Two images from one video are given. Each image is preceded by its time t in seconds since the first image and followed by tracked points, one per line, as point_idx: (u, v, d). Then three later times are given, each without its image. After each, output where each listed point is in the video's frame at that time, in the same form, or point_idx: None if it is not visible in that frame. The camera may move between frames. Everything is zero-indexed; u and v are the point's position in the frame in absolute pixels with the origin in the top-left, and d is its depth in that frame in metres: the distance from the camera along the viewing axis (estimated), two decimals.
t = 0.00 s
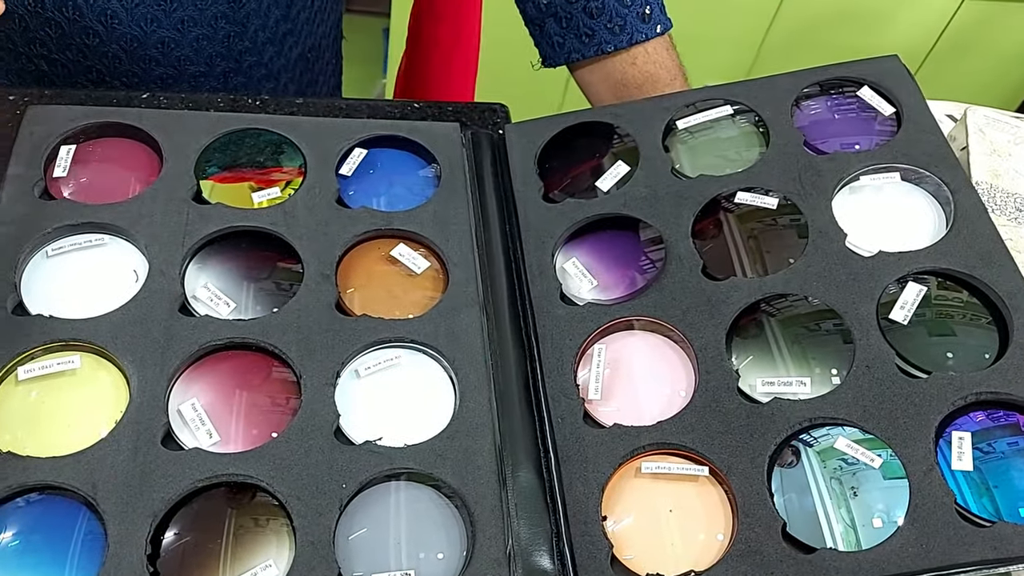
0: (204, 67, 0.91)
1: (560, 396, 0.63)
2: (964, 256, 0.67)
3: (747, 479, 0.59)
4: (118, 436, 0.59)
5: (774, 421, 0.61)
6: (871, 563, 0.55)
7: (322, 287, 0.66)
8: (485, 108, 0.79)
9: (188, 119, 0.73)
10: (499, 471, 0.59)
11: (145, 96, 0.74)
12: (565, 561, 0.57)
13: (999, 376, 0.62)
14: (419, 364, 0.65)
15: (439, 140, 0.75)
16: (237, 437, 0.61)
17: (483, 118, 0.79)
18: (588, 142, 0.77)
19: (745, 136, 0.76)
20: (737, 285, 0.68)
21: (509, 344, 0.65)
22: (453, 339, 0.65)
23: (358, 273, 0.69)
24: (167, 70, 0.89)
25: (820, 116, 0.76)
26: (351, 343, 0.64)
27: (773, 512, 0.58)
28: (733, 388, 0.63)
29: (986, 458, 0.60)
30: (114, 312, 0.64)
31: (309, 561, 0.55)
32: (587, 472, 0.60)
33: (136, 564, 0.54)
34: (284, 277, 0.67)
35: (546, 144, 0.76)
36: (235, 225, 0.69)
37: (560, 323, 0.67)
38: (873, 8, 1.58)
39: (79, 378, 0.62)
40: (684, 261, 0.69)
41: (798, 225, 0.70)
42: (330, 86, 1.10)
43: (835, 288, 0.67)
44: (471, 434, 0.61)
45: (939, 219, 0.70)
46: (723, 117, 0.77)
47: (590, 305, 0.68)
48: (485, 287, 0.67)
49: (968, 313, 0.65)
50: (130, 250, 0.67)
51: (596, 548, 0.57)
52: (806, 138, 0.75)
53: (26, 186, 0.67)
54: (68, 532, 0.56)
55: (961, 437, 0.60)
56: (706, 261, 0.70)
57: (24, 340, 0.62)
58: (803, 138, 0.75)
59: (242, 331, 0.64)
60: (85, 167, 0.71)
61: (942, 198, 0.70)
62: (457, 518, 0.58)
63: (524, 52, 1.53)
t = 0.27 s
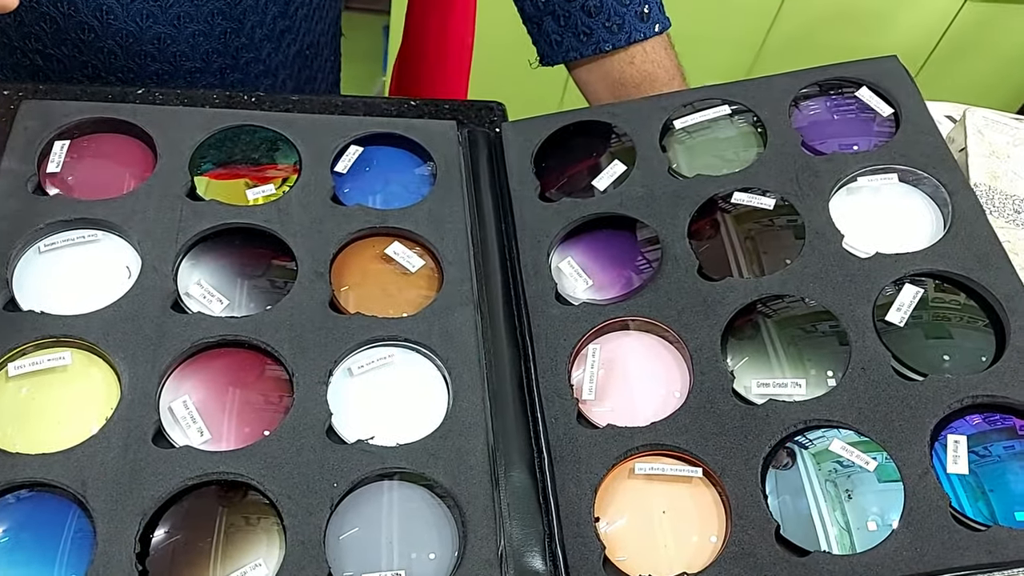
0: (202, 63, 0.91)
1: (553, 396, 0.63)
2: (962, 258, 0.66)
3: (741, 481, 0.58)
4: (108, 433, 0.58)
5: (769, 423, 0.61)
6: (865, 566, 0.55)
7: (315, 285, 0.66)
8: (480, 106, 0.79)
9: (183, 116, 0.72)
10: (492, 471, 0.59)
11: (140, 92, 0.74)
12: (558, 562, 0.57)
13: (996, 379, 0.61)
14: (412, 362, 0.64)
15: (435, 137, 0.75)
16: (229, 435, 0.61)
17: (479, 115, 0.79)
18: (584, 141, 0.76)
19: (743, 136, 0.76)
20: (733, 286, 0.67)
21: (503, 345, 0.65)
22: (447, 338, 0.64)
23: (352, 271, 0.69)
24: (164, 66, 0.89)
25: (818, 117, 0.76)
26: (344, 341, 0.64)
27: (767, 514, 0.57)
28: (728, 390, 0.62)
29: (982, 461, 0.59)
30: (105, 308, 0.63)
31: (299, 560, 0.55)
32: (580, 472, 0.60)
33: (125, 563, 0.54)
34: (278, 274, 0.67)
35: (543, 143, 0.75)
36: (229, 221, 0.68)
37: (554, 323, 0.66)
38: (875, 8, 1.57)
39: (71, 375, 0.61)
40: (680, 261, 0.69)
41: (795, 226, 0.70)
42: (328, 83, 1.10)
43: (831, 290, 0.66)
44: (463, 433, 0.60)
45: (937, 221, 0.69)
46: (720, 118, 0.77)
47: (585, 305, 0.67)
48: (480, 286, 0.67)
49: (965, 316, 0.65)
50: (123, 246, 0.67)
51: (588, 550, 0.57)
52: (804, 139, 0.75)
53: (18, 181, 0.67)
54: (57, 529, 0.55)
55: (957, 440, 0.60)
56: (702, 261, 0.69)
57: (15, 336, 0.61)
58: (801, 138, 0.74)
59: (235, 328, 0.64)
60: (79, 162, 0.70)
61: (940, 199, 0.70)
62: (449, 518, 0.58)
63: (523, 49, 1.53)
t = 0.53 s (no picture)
0: (199, 57, 0.90)
1: (551, 397, 0.62)
2: (966, 258, 0.66)
3: (740, 483, 0.58)
4: (100, 433, 0.58)
5: (769, 424, 0.60)
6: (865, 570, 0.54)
7: (311, 283, 0.65)
8: (480, 103, 0.78)
9: (179, 112, 0.72)
10: (489, 472, 0.58)
11: (136, 88, 0.73)
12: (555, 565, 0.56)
13: (1000, 381, 0.61)
14: (410, 362, 0.64)
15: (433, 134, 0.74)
16: (222, 434, 0.60)
17: (478, 112, 0.78)
18: (584, 138, 0.75)
19: (745, 134, 0.75)
20: (733, 285, 0.67)
21: (501, 345, 0.64)
22: (444, 337, 0.64)
23: (349, 269, 0.68)
24: (161, 60, 0.88)
25: (821, 115, 0.75)
26: (340, 341, 0.63)
27: (767, 517, 0.57)
28: (728, 390, 0.62)
29: (986, 464, 0.58)
30: (99, 306, 0.63)
31: (293, 562, 0.54)
32: (578, 474, 0.59)
33: (117, 564, 0.53)
34: (274, 273, 0.66)
35: (542, 140, 0.74)
36: (225, 219, 0.68)
37: (553, 323, 0.66)
38: (879, 6, 1.57)
39: (65, 373, 0.61)
40: (679, 260, 0.68)
41: (797, 225, 0.69)
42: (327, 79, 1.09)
43: (832, 290, 0.66)
44: (460, 434, 0.60)
45: (940, 220, 0.68)
46: (722, 115, 0.76)
47: (584, 304, 0.67)
48: (478, 285, 0.66)
49: (968, 316, 0.64)
50: (118, 244, 0.66)
51: (586, 552, 0.56)
52: (806, 137, 0.74)
53: (12, 178, 0.66)
54: (50, 529, 0.55)
55: (960, 442, 0.59)
56: (703, 260, 0.69)
57: (7, 335, 0.61)
58: (803, 136, 0.74)
59: (229, 327, 0.63)
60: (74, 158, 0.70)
61: (943, 198, 0.69)
62: (446, 520, 0.57)
63: (524, 45, 1.52)
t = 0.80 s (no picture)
0: (192, 55, 0.89)
1: (546, 400, 0.62)
2: (966, 261, 0.65)
3: (736, 488, 0.57)
4: (90, 435, 0.57)
5: (766, 429, 0.60)
6: None
7: (305, 285, 0.65)
8: (477, 102, 0.77)
9: (172, 111, 0.71)
10: (482, 476, 0.58)
11: (130, 86, 0.73)
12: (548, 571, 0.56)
13: (999, 386, 0.60)
14: (403, 364, 0.63)
15: (429, 135, 0.73)
16: (213, 437, 0.59)
17: (476, 112, 0.77)
18: (581, 138, 0.75)
19: (744, 135, 0.74)
20: (730, 288, 0.66)
21: (496, 345, 0.63)
22: (438, 339, 0.63)
23: (343, 270, 0.68)
24: (154, 58, 0.88)
25: (821, 116, 0.75)
26: (333, 342, 0.63)
27: (763, 522, 0.56)
28: (725, 394, 0.61)
29: (985, 470, 0.58)
30: (90, 307, 0.62)
31: (284, 566, 0.54)
32: (573, 478, 0.59)
33: (105, 568, 0.52)
34: (267, 273, 0.66)
35: (539, 140, 0.74)
36: (219, 219, 0.67)
37: (548, 325, 0.65)
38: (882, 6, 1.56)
39: (55, 375, 0.60)
40: (676, 263, 0.67)
41: (796, 227, 0.69)
42: (324, 77, 1.08)
43: (830, 293, 0.65)
44: (453, 437, 0.59)
45: (941, 223, 0.68)
46: (721, 116, 0.76)
47: (580, 306, 0.66)
48: (473, 285, 0.65)
49: (967, 320, 0.63)
50: (110, 245, 0.66)
51: (580, 558, 0.56)
52: (805, 138, 0.73)
53: (4, 177, 0.66)
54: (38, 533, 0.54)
55: (958, 448, 0.58)
56: (700, 262, 0.68)
57: None
58: (802, 137, 0.73)
59: (222, 328, 0.63)
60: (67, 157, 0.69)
61: (943, 201, 0.68)
62: (438, 524, 0.57)
63: (523, 44, 1.51)
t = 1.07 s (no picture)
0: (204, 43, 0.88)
1: (549, 398, 0.60)
2: (981, 260, 0.63)
3: (743, 490, 0.56)
4: (83, 428, 0.56)
5: (775, 430, 0.58)
6: None
7: (304, 277, 0.64)
8: (483, 94, 0.76)
9: (172, 99, 0.70)
10: (483, 474, 0.56)
11: (129, 73, 0.71)
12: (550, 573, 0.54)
13: (1014, 388, 0.59)
14: (405, 360, 0.62)
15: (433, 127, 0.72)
16: (209, 432, 0.58)
17: (481, 104, 0.75)
18: (588, 130, 0.73)
19: (754, 130, 0.73)
20: (739, 285, 0.65)
21: (500, 342, 0.62)
22: (439, 335, 0.62)
23: (343, 262, 0.66)
24: (162, 44, 0.86)
25: (832, 111, 0.73)
26: (333, 336, 0.62)
27: (771, 525, 0.55)
28: (733, 394, 0.60)
29: (1000, 474, 0.56)
30: (85, 298, 0.61)
31: (279, 565, 0.53)
32: (576, 478, 0.58)
33: (96, 565, 0.51)
34: (267, 265, 0.65)
35: (545, 133, 0.72)
36: (218, 209, 0.66)
37: (553, 321, 0.64)
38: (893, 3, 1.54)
39: (49, 365, 0.59)
40: (684, 259, 0.66)
41: (806, 224, 0.67)
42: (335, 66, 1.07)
43: (842, 291, 0.64)
44: (454, 435, 0.58)
45: (955, 221, 0.66)
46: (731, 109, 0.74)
47: (586, 302, 0.65)
48: (476, 281, 0.64)
49: (982, 320, 0.62)
50: (106, 234, 0.64)
51: (583, 559, 0.54)
52: (817, 133, 0.72)
53: None
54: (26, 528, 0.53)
55: (973, 451, 0.57)
56: (708, 259, 0.67)
57: None
58: (814, 132, 0.71)
59: (219, 321, 0.62)
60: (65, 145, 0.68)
61: (958, 198, 0.67)
62: (438, 524, 0.55)
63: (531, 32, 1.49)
